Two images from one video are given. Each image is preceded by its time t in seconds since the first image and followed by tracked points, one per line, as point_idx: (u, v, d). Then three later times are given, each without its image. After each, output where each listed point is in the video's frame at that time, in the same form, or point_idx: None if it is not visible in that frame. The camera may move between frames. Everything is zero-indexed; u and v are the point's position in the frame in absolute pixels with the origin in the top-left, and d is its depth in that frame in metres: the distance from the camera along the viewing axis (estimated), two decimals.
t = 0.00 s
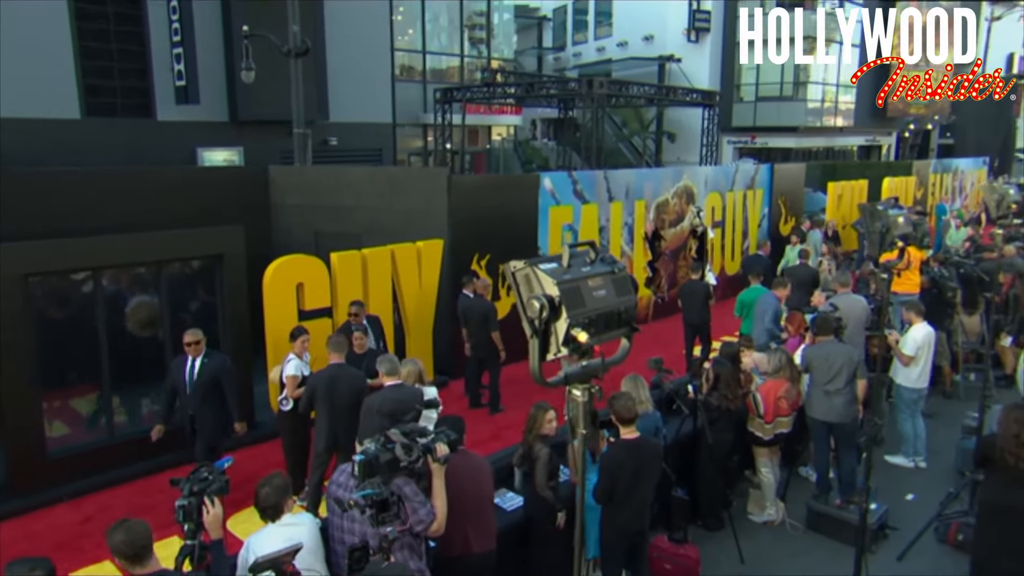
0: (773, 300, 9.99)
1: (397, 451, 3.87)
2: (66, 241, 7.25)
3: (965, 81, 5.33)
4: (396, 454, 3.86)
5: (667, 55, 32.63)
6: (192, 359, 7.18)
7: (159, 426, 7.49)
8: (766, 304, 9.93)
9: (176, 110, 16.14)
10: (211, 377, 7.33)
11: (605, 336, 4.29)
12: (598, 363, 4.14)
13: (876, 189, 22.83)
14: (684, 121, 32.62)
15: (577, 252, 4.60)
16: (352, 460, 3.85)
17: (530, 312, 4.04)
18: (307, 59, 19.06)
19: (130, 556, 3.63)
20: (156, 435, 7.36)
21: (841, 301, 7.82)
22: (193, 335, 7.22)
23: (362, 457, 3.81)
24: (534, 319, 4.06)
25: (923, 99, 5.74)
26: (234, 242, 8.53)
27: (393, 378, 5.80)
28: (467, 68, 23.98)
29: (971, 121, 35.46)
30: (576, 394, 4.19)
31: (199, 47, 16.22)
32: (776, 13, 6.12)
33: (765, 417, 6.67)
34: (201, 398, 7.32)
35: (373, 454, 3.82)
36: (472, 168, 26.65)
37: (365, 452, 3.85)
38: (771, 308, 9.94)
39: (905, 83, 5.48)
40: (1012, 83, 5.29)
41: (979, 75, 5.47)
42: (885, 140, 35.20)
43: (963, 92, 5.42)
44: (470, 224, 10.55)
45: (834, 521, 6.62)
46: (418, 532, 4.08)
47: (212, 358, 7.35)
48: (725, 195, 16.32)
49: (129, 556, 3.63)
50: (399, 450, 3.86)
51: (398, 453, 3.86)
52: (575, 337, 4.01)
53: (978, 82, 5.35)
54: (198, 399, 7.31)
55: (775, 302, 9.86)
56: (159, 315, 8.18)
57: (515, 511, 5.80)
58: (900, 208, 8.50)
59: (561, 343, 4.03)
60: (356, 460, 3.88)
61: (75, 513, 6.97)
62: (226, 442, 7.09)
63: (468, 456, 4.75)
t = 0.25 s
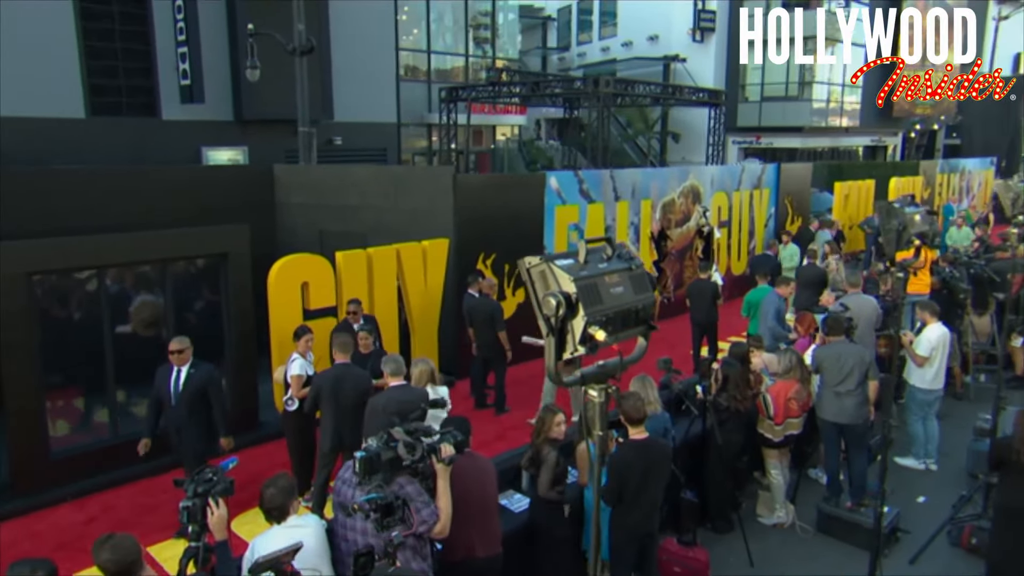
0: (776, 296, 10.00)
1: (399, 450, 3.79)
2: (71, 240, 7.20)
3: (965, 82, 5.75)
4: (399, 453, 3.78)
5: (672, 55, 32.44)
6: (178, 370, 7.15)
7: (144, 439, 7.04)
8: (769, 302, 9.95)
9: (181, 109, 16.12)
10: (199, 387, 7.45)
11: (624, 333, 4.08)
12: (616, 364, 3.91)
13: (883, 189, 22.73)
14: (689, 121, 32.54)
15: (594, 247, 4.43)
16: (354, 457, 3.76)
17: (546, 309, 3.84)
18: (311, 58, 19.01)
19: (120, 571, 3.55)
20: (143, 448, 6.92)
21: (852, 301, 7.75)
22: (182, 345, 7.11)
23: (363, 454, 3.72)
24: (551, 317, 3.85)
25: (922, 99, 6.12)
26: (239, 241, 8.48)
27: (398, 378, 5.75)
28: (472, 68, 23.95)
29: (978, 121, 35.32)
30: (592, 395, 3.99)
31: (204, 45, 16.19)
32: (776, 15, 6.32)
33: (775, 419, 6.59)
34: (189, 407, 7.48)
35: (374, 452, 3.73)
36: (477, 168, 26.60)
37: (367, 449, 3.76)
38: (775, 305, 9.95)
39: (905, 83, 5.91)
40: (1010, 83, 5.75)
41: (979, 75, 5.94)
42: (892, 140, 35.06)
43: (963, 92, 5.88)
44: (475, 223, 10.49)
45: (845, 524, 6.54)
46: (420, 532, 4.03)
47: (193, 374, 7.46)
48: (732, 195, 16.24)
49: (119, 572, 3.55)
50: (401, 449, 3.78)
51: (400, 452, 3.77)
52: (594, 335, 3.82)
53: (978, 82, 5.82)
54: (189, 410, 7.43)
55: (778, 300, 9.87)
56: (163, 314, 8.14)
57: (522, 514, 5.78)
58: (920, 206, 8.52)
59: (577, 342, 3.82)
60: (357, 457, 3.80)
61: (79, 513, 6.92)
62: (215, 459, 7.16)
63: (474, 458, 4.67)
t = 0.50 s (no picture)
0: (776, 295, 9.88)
1: (412, 450, 3.67)
2: (72, 238, 7.13)
3: (967, 81, 5.72)
4: (412, 453, 3.66)
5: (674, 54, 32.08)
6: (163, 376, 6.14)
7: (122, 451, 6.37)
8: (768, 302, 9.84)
9: (182, 108, 16.05)
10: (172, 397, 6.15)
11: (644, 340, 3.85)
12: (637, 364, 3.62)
13: (886, 189, 22.65)
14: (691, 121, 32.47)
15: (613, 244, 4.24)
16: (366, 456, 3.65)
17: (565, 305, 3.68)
18: (313, 56, 18.95)
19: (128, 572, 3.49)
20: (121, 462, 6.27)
21: (860, 301, 7.67)
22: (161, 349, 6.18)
23: (376, 454, 3.60)
24: (569, 313, 3.68)
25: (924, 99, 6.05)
26: (242, 240, 8.41)
27: (403, 379, 5.69)
28: (474, 67, 23.88)
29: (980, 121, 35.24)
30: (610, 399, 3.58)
31: (205, 44, 16.11)
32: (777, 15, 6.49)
33: (784, 419, 6.50)
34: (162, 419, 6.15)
35: (388, 451, 3.61)
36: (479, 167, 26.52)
37: (380, 449, 3.64)
38: (776, 304, 9.83)
39: (905, 83, 5.84)
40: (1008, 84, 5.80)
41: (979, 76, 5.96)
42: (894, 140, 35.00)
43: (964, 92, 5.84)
44: (479, 223, 10.42)
45: (854, 526, 6.45)
46: (433, 534, 3.91)
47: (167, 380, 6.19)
48: (735, 194, 16.17)
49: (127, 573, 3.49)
50: (415, 450, 3.66)
51: (414, 452, 3.65)
52: (614, 336, 3.65)
53: (978, 82, 5.82)
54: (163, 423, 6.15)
55: (778, 299, 9.76)
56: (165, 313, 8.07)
57: (528, 516, 5.72)
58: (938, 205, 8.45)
59: (597, 342, 3.65)
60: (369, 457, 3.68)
61: (80, 514, 6.85)
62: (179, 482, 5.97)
63: (479, 462, 4.54)
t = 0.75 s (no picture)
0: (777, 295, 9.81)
1: (428, 453, 3.72)
2: (72, 238, 7.05)
3: (967, 82, 5.63)
4: (428, 456, 3.71)
5: (675, 53, 32.18)
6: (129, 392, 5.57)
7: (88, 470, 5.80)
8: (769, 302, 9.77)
9: (182, 107, 15.96)
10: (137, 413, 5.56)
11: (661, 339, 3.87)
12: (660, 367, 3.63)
13: (889, 189, 22.59)
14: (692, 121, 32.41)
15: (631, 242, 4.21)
16: (382, 460, 3.70)
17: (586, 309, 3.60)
18: (314, 55, 18.86)
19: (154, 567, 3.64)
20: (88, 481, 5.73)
21: (868, 301, 7.61)
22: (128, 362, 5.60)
23: (392, 457, 3.66)
24: (591, 317, 3.62)
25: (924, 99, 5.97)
26: (243, 240, 8.34)
27: (408, 379, 5.64)
28: (474, 67, 23.80)
29: (981, 120, 35.19)
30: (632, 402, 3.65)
31: (205, 42, 16.03)
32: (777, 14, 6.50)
33: (792, 421, 6.44)
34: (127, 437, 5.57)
35: (403, 455, 3.67)
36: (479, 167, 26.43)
37: (396, 452, 3.70)
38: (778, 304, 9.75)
39: (906, 83, 5.83)
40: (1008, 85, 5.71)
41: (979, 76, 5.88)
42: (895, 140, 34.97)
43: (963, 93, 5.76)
44: (482, 222, 10.34)
45: (863, 528, 6.38)
46: (449, 539, 3.79)
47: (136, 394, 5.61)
48: (738, 194, 16.10)
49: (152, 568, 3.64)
50: (430, 453, 3.71)
51: (429, 456, 3.70)
52: (638, 337, 3.60)
53: (978, 82, 5.74)
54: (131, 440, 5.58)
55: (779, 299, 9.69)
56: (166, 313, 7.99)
57: (534, 520, 5.62)
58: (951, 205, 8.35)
59: (620, 345, 3.61)
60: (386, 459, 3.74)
61: (81, 517, 6.77)
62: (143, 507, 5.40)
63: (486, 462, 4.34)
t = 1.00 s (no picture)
0: (778, 296, 9.71)
1: (438, 458, 3.69)
2: (69, 237, 6.95)
3: (967, 81, 5.55)
4: (437, 460, 3.68)
5: (672, 53, 31.93)
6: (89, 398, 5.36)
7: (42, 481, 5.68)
8: (769, 302, 9.69)
9: (179, 106, 15.86)
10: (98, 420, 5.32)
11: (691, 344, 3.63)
12: (686, 372, 3.25)
13: (888, 188, 22.56)
14: (690, 120, 32.38)
15: (657, 242, 4.02)
16: (392, 463, 3.69)
17: (613, 311, 3.44)
18: (313, 54, 18.77)
19: None
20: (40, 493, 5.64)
21: (874, 301, 7.55)
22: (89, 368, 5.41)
23: (401, 461, 3.64)
24: (617, 318, 3.46)
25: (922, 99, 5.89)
26: (243, 239, 8.24)
27: (412, 381, 5.59)
28: (473, 66, 23.71)
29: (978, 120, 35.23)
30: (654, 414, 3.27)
31: (202, 40, 15.93)
32: (777, 15, 6.47)
33: (799, 422, 6.40)
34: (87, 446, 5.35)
35: (413, 459, 3.64)
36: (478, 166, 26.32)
37: (405, 456, 3.68)
38: (779, 305, 9.66)
39: (906, 83, 5.73)
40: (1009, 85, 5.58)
41: (980, 75, 5.79)
42: (892, 140, 35.15)
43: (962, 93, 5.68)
44: (482, 222, 10.27)
45: (870, 531, 6.31)
46: (458, 546, 3.74)
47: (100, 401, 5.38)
48: (739, 193, 16.04)
49: None
50: (440, 458, 3.68)
51: (439, 460, 3.67)
52: (664, 342, 3.38)
53: (978, 82, 5.66)
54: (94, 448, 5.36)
55: (780, 299, 9.61)
56: (165, 314, 7.90)
57: (538, 524, 5.47)
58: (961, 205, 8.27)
59: (646, 350, 3.42)
60: (395, 463, 3.72)
61: (79, 521, 6.68)
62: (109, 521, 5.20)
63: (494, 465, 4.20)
